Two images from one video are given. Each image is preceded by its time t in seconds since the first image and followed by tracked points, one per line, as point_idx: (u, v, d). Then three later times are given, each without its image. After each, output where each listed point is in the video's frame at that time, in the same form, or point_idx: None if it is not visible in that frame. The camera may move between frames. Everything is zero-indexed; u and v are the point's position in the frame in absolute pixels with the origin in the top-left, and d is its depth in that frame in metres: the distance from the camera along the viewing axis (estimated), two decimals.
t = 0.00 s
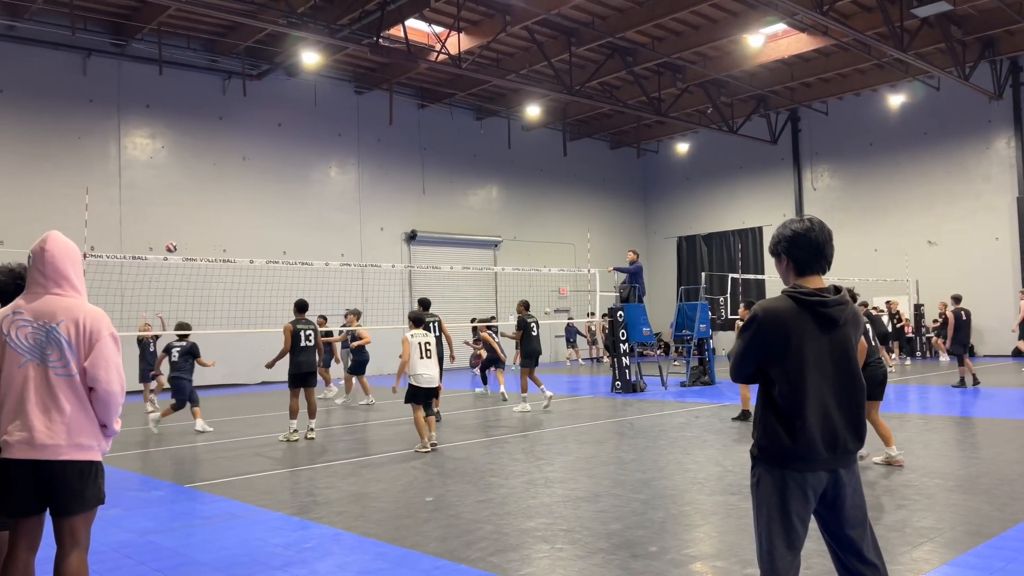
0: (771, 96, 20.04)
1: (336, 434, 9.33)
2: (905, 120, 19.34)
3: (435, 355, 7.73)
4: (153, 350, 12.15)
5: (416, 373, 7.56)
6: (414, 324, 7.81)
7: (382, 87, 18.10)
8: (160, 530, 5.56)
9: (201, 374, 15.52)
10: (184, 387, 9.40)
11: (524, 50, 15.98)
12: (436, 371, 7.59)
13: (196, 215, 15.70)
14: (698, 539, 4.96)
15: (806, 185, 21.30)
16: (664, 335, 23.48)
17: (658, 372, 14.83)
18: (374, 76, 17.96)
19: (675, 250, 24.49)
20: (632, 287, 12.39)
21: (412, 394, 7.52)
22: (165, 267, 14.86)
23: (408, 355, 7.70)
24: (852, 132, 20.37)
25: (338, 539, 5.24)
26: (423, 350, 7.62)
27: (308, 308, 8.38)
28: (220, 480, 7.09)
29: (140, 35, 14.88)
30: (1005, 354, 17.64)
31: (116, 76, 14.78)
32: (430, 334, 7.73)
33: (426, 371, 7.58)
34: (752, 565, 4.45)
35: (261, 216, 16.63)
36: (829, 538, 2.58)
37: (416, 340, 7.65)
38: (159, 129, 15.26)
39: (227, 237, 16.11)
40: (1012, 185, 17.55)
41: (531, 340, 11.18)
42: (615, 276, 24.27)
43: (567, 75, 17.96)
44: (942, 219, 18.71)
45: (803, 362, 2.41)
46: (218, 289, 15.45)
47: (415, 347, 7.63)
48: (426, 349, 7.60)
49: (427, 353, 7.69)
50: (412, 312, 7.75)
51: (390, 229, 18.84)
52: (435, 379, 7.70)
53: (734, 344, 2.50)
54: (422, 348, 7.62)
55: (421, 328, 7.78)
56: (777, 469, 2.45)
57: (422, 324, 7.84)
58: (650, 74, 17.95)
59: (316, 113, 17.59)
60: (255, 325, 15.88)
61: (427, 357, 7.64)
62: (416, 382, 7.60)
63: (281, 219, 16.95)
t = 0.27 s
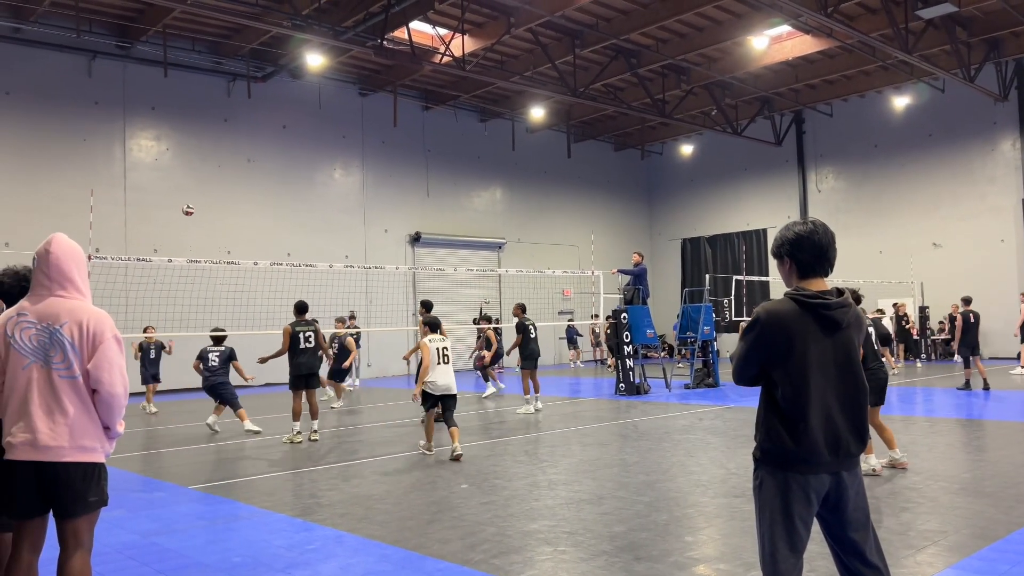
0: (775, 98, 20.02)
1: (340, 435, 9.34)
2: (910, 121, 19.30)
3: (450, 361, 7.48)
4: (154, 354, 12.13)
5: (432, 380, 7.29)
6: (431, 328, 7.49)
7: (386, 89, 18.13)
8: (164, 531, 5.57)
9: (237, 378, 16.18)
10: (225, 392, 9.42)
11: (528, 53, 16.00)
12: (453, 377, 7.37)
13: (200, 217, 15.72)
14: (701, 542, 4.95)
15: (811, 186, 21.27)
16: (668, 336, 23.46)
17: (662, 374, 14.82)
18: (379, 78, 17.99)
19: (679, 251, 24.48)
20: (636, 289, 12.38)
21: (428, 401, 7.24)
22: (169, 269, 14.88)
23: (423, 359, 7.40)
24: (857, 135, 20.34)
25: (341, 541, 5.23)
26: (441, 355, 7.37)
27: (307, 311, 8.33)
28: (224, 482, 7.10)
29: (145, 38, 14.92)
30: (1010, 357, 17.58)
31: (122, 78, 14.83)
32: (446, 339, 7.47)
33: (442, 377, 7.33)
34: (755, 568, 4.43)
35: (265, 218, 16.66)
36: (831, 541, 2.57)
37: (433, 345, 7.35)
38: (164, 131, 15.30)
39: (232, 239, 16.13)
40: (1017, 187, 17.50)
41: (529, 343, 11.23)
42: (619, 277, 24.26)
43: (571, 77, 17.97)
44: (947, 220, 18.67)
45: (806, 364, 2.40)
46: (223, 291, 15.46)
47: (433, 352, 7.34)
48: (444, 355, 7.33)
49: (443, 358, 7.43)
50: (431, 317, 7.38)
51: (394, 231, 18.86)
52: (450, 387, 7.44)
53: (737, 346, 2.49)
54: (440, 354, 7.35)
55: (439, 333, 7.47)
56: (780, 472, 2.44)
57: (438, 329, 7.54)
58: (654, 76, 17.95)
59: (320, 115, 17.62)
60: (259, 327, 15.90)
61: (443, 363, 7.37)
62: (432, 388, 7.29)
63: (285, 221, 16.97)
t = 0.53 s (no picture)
0: (774, 101, 20.03)
1: (338, 437, 9.34)
2: (909, 125, 19.32)
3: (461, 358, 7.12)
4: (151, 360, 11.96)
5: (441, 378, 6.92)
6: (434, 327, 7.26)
7: (386, 91, 18.14)
8: (162, 533, 5.57)
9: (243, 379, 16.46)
10: (238, 392, 9.52)
11: (527, 55, 16.02)
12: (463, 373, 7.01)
13: (200, 219, 15.72)
14: (699, 545, 4.95)
15: (810, 189, 21.28)
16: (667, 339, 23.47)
17: (660, 377, 14.82)
18: (378, 81, 18.00)
19: (678, 254, 24.49)
20: (635, 291, 12.38)
21: (438, 399, 6.86)
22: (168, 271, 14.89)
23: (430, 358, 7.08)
24: (856, 138, 20.35)
25: (339, 544, 5.23)
26: (447, 352, 7.03)
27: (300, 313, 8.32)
28: (222, 484, 7.10)
29: (145, 39, 14.92)
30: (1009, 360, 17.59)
31: (121, 80, 14.84)
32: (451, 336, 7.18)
33: (451, 375, 6.97)
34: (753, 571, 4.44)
35: (265, 219, 16.66)
36: (828, 544, 2.57)
37: (438, 343, 7.07)
38: (164, 133, 15.31)
39: (231, 241, 16.14)
40: (1016, 190, 17.52)
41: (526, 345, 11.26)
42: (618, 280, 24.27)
43: (570, 79, 17.98)
44: (946, 224, 18.68)
45: (804, 367, 2.40)
46: (222, 292, 15.46)
47: (439, 349, 7.03)
48: (451, 351, 7.01)
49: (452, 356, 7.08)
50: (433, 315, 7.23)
51: (394, 233, 18.87)
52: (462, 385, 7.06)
53: (735, 349, 2.49)
54: (446, 350, 7.03)
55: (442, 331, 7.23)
56: (777, 475, 2.44)
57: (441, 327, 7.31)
58: (653, 79, 17.97)
59: (319, 117, 17.62)
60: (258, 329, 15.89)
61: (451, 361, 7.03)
62: (441, 388, 6.94)
63: (284, 223, 16.97)
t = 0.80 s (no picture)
0: (771, 104, 20.07)
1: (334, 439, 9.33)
2: (905, 128, 19.37)
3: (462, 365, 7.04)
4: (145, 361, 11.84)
5: (440, 385, 6.85)
6: (435, 335, 7.23)
7: (383, 93, 18.15)
8: (157, 535, 5.55)
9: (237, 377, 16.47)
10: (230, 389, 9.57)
11: (524, 58, 16.04)
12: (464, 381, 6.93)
13: (196, 220, 15.70)
14: (695, 547, 4.95)
15: (806, 192, 21.32)
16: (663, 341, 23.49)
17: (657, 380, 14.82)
18: (375, 82, 18.00)
19: (675, 256, 24.51)
20: (631, 294, 12.40)
21: (439, 407, 6.77)
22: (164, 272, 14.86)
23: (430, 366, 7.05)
24: (852, 141, 20.40)
25: (335, 546, 5.22)
26: (448, 359, 6.96)
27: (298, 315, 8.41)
28: (217, 485, 7.08)
29: (142, 40, 14.90)
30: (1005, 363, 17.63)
31: (118, 81, 14.81)
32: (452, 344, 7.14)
33: (452, 382, 6.89)
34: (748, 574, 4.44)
35: (261, 221, 16.65)
36: (824, 547, 2.57)
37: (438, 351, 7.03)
38: (160, 134, 15.29)
39: (227, 242, 16.12)
40: (1011, 194, 17.57)
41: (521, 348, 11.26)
42: (615, 282, 24.28)
43: (567, 82, 17.99)
44: (942, 227, 18.73)
45: (800, 370, 2.40)
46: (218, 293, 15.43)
47: (438, 357, 7.00)
48: (451, 358, 6.96)
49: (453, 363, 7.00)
50: (433, 323, 7.22)
51: (391, 234, 18.87)
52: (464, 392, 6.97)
53: (731, 351, 2.49)
54: (447, 358, 6.98)
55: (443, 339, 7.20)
56: (773, 477, 2.44)
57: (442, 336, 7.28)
58: (650, 82, 18.00)
59: (316, 119, 17.61)
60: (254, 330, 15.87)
61: (451, 368, 6.96)
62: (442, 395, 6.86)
63: (281, 224, 16.95)
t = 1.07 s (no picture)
0: (766, 108, 20.12)
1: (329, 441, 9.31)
2: (899, 132, 19.43)
3: (462, 364, 6.95)
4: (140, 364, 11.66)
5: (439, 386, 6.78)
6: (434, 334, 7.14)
7: (378, 95, 18.14)
8: (150, 537, 5.53)
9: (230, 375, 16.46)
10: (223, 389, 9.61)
11: (520, 60, 16.05)
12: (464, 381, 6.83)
13: (191, 221, 15.67)
14: (691, 550, 4.95)
15: (802, 195, 21.37)
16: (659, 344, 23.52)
17: (652, 382, 14.84)
18: (371, 84, 17.99)
19: (670, 259, 24.54)
20: (627, 296, 12.40)
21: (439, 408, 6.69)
22: (159, 273, 14.84)
23: (430, 366, 6.98)
24: (848, 144, 20.45)
25: (329, 548, 5.21)
26: (447, 359, 6.86)
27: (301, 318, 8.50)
28: (212, 487, 7.07)
29: (137, 41, 14.87)
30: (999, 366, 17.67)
31: (113, 82, 14.78)
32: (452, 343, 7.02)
33: (452, 383, 6.81)
34: None
35: (257, 222, 16.63)
36: (820, 549, 2.58)
37: (437, 350, 6.93)
38: (156, 135, 15.26)
39: (223, 243, 16.09)
40: (1006, 197, 17.63)
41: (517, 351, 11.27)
42: (610, 285, 24.30)
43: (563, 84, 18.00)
44: (937, 230, 18.78)
45: (795, 372, 2.40)
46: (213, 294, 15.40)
47: (438, 357, 6.90)
48: (450, 357, 6.85)
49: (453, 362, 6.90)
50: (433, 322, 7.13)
51: (386, 236, 18.88)
52: (465, 392, 6.89)
53: (727, 353, 2.49)
54: (446, 357, 6.87)
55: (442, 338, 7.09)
56: (768, 479, 2.44)
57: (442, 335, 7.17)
58: (646, 84, 18.02)
59: (312, 121, 17.60)
60: (249, 332, 15.84)
61: (450, 368, 6.86)
62: (442, 396, 6.78)
63: (276, 225, 16.93)
